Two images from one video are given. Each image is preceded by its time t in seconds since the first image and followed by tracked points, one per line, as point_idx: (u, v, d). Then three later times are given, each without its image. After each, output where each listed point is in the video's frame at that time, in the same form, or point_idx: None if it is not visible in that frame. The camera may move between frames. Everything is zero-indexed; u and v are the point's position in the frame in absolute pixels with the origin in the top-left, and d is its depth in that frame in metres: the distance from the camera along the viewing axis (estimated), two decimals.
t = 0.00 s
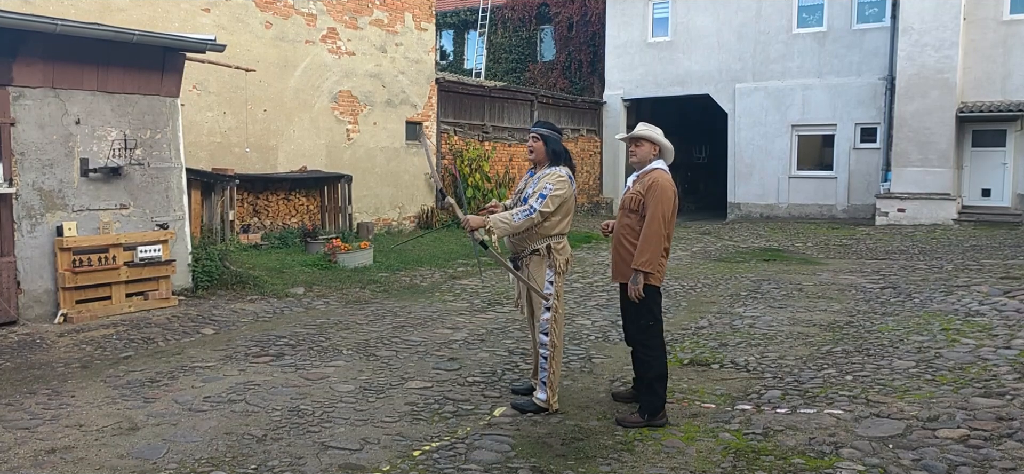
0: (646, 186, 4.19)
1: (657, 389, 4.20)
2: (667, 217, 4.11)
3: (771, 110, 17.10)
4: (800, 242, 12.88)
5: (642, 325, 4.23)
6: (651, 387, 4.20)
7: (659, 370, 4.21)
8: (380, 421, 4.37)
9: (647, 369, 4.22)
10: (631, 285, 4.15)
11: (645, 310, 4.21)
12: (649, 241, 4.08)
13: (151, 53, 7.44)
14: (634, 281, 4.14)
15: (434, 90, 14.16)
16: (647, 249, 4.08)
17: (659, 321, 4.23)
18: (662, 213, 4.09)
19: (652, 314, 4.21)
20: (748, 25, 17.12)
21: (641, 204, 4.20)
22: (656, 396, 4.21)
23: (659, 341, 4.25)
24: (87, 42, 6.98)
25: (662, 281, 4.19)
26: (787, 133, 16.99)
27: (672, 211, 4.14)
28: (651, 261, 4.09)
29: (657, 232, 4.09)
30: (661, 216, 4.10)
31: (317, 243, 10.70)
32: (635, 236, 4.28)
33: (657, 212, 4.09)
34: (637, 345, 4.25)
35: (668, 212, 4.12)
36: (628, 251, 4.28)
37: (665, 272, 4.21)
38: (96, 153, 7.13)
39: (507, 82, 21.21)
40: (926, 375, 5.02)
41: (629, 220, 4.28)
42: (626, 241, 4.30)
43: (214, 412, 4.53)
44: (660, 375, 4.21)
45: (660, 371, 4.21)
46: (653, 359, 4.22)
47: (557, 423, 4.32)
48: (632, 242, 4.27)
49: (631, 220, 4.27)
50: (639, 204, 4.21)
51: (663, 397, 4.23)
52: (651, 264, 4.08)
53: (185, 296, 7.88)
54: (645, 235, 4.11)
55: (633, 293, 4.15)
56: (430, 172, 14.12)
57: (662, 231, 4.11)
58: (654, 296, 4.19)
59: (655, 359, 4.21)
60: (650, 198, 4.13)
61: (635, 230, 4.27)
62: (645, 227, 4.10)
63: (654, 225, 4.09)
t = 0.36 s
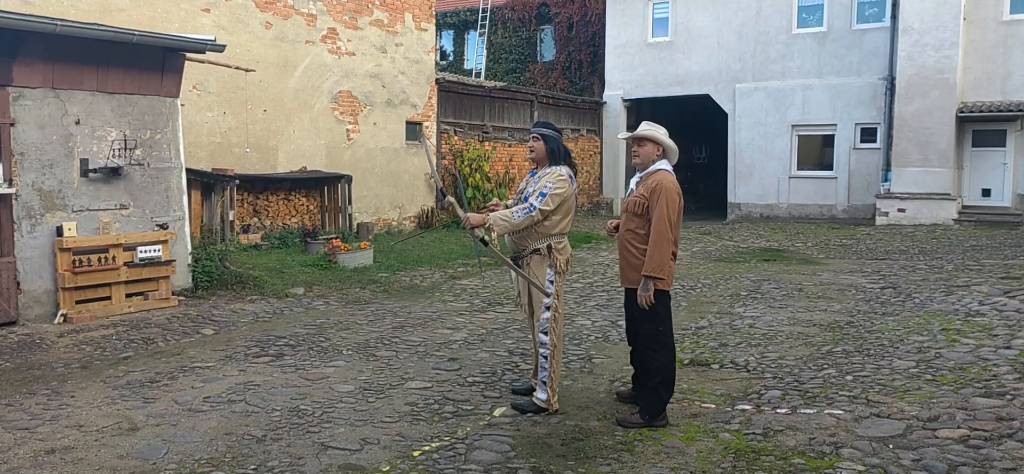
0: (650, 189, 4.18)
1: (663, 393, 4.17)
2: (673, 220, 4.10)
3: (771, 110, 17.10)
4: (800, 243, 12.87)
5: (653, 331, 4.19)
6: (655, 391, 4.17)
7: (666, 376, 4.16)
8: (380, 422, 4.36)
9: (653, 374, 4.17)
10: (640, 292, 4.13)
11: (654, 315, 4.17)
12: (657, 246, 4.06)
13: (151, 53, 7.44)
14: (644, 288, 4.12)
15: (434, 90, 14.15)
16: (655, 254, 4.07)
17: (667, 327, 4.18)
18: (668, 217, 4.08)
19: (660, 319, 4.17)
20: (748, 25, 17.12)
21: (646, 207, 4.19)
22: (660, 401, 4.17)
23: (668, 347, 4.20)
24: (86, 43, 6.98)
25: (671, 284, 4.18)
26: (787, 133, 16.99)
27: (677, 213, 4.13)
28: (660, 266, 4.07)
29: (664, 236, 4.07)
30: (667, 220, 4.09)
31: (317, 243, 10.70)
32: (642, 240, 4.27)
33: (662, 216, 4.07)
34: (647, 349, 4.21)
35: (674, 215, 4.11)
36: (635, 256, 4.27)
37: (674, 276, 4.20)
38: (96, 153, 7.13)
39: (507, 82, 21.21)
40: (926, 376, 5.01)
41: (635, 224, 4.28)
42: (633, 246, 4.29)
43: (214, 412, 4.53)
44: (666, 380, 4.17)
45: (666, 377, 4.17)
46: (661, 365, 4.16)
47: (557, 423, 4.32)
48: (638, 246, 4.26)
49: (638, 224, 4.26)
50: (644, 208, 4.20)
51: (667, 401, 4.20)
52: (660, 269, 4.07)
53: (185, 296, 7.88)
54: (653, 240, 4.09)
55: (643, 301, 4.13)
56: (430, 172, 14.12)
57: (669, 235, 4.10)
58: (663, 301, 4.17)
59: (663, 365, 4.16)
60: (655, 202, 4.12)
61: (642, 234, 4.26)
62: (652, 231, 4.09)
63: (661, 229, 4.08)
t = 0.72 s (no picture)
0: (654, 189, 4.18)
1: (665, 394, 4.16)
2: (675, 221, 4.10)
3: (771, 110, 17.09)
4: (800, 243, 12.86)
5: (656, 332, 4.18)
6: (657, 392, 4.16)
7: (667, 377, 4.15)
8: (380, 422, 4.36)
9: (654, 375, 4.17)
10: (638, 291, 4.12)
11: (654, 315, 4.17)
12: (655, 245, 4.06)
13: (151, 54, 7.44)
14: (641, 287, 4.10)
15: (434, 91, 14.15)
16: (653, 253, 4.06)
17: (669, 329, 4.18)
18: (669, 217, 4.07)
19: (660, 320, 4.17)
20: (748, 26, 17.12)
21: (649, 207, 4.19)
22: (661, 402, 4.17)
23: (670, 348, 4.19)
24: (86, 43, 6.98)
25: (670, 285, 4.16)
26: (787, 133, 16.99)
27: (679, 215, 4.12)
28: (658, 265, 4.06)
29: (664, 236, 4.06)
30: (667, 219, 4.08)
31: (317, 244, 10.69)
32: (644, 240, 4.26)
33: (663, 215, 4.07)
34: (648, 349, 4.20)
35: (676, 216, 4.10)
36: (637, 255, 4.27)
37: (674, 278, 4.18)
38: (96, 154, 7.13)
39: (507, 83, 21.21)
40: (927, 376, 5.01)
41: (638, 224, 4.28)
42: (635, 245, 4.29)
43: (214, 413, 4.53)
44: (668, 381, 4.17)
45: (668, 378, 4.16)
46: (662, 366, 4.15)
47: (557, 423, 4.32)
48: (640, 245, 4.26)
49: (640, 224, 4.26)
50: (646, 207, 4.20)
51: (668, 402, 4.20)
52: (658, 269, 4.05)
53: (185, 297, 7.88)
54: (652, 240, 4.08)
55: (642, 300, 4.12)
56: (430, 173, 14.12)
57: (670, 235, 4.08)
58: (662, 301, 4.16)
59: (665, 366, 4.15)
60: (657, 202, 4.12)
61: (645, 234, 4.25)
62: (654, 231, 4.08)
63: (661, 228, 4.07)
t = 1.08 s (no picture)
0: (659, 187, 4.18)
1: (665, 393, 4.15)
2: (681, 218, 4.10)
3: (772, 110, 17.08)
4: (801, 243, 12.85)
5: (655, 329, 4.16)
6: (657, 390, 4.16)
7: (667, 375, 4.14)
8: (380, 422, 4.36)
9: (654, 373, 4.15)
10: (645, 288, 4.10)
11: (656, 313, 4.14)
12: (662, 243, 4.05)
13: (151, 54, 7.43)
14: (647, 284, 4.09)
15: (435, 90, 14.14)
16: (661, 250, 4.05)
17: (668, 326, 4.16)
18: (675, 214, 4.07)
19: (662, 318, 4.14)
20: (749, 25, 17.11)
21: (653, 205, 4.19)
22: (662, 400, 4.16)
23: (670, 345, 4.17)
24: (86, 43, 6.97)
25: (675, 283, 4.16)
26: (788, 133, 16.98)
27: (684, 213, 4.12)
28: (665, 263, 4.05)
29: (671, 234, 4.06)
30: (675, 217, 4.08)
31: (317, 244, 10.68)
32: (648, 238, 4.25)
33: (670, 213, 4.07)
34: (648, 348, 4.18)
35: (682, 214, 4.11)
36: (640, 253, 4.26)
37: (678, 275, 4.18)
38: (96, 154, 7.12)
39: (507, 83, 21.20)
40: (928, 375, 5.00)
41: (642, 221, 4.26)
42: (638, 243, 4.27)
43: (214, 413, 4.52)
44: (668, 380, 4.15)
45: (668, 376, 4.15)
46: (662, 364, 4.14)
47: (558, 423, 4.31)
48: (644, 243, 4.25)
49: (644, 222, 4.25)
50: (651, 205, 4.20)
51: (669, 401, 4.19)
52: (666, 266, 4.05)
53: (185, 297, 7.87)
54: (659, 237, 4.08)
55: (648, 297, 4.11)
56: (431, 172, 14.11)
57: (677, 232, 4.09)
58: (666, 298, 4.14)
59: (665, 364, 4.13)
60: (663, 199, 4.12)
61: (649, 231, 4.24)
62: (661, 228, 4.07)
63: (668, 226, 4.07)
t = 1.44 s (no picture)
0: (659, 187, 4.17)
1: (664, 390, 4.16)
2: (682, 217, 4.12)
3: (773, 110, 17.07)
4: (802, 243, 12.85)
5: (648, 325, 4.18)
6: (657, 388, 4.16)
7: (666, 371, 4.16)
8: (382, 422, 4.35)
9: (653, 370, 4.17)
10: (648, 286, 4.11)
11: (656, 310, 4.16)
12: (666, 242, 4.06)
13: (152, 54, 7.43)
14: (653, 284, 4.09)
15: (435, 90, 14.13)
16: (665, 249, 4.06)
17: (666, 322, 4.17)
18: (677, 213, 4.09)
19: (661, 314, 4.16)
20: (750, 25, 17.11)
21: (653, 204, 4.18)
22: (662, 397, 4.17)
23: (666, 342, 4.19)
24: (86, 43, 6.97)
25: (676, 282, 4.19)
26: (789, 133, 16.97)
27: (685, 212, 4.14)
28: (669, 262, 4.06)
29: (674, 233, 4.07)
30: (677, 217, 4.09)
31: (318, 244, 10.66)
32: (645, 236, 4.25)
33: (673, 212, 4.08)
34: (644, 345, 4.20)
35: (683, 213, 4.13)
36: (638, 251, 4.24)
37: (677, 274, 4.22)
38: (97, 154, 7.12)
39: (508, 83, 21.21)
40: (929, 376, 5.00)
41: (639, 220, 4.25)
42: (635, 241, 4.26)
43: (215, 413, 4.52)
44: (667, 376, 4.17)
45: (667, 372, 4.17)
46: (659, 360, 4.17)
47: (559, 423, 4.31)
48: (642, 242, 4.24)
49: (642, 221, 4.23)
50: (650, 205, 4.19)
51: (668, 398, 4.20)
52: (671, 266, 4.06)
53: (186, 297, 7.88)
54: (662, 237, 4.08)
55: (651, 295, 4.11)
56: (431, 172, 14.11)
57: (678, 231, 4.11)
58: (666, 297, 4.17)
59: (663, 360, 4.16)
60: (664, 199, 4.12)
61: (647, 230, 4.23)
62: (663, 227, 4.08)
63: (672, 225, 4.07)
